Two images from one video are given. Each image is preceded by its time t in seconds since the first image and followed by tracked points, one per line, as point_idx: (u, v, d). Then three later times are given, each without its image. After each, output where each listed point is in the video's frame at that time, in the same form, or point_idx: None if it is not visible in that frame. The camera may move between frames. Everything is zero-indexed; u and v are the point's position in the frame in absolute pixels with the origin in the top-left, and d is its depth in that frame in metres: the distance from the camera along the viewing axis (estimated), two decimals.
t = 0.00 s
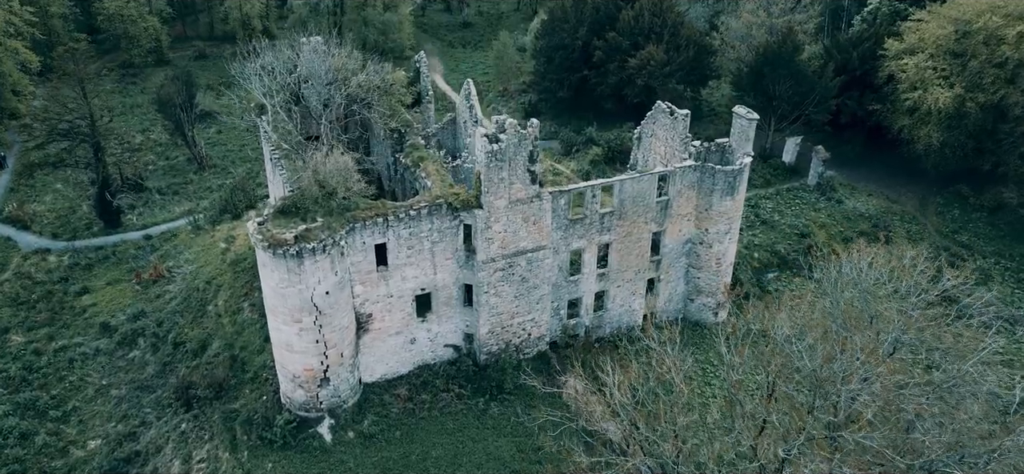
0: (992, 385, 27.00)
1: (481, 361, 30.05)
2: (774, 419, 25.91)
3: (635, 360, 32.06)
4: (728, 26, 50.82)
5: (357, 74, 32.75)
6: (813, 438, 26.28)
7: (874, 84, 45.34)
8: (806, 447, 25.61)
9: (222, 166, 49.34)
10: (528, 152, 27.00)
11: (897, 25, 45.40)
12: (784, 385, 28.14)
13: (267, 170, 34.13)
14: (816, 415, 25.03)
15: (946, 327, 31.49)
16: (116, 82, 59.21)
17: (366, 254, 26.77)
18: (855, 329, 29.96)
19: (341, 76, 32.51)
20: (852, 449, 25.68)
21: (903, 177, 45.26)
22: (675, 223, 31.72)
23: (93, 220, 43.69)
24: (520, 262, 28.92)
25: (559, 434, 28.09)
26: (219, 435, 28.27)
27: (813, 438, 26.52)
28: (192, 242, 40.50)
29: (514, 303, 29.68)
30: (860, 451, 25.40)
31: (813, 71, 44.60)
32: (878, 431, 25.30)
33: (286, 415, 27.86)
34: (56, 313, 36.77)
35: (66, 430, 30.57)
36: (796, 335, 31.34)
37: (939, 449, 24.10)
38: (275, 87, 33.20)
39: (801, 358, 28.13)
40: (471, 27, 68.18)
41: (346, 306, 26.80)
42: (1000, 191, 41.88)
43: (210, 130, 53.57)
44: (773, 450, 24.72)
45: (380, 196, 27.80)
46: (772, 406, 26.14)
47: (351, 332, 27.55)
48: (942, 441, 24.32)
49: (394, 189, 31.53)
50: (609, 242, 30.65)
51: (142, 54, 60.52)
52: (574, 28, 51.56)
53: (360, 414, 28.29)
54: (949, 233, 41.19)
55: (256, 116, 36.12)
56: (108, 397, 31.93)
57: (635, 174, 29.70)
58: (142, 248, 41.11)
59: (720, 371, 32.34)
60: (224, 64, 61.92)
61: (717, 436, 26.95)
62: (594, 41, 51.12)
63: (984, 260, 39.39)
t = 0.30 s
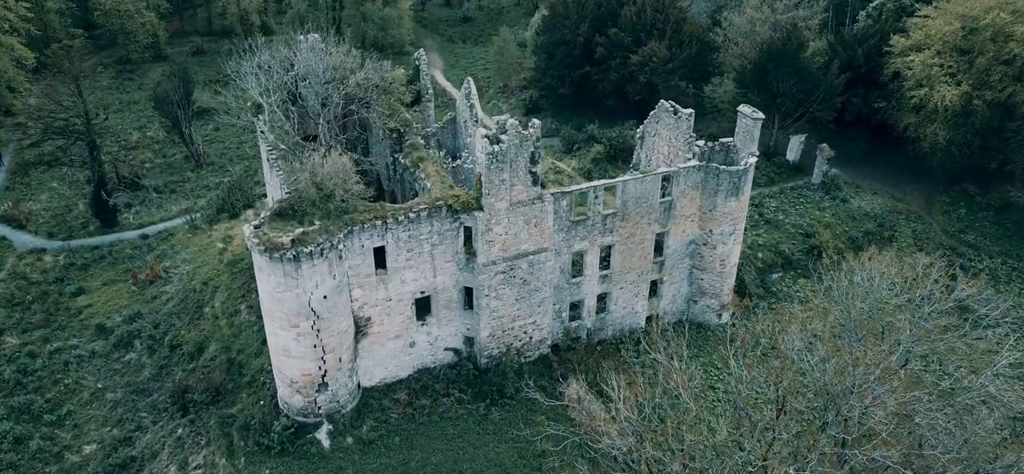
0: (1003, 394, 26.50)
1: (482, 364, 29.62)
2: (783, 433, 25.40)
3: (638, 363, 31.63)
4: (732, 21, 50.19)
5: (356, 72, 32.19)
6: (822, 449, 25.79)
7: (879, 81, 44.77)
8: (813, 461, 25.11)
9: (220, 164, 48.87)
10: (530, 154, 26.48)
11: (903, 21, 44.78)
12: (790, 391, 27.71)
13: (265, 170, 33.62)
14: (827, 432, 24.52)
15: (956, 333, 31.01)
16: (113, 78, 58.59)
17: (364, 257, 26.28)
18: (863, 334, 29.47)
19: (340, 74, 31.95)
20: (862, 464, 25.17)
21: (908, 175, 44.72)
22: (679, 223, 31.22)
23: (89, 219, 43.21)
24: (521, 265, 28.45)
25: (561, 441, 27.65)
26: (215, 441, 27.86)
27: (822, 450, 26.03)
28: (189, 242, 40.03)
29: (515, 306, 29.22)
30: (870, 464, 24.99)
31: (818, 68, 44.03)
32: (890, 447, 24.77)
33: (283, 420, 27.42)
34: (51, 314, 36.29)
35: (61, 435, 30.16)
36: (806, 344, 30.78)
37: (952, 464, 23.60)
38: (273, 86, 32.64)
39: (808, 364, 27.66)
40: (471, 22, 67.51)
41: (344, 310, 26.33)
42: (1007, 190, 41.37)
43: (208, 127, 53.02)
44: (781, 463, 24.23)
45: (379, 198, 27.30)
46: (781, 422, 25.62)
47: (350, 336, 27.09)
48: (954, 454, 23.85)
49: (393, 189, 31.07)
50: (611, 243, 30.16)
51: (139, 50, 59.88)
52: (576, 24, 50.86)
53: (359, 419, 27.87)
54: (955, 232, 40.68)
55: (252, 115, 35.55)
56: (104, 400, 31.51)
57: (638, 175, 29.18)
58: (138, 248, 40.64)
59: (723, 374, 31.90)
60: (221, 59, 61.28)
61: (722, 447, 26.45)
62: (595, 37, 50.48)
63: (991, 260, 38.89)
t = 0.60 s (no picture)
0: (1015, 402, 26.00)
1: (482, 368, 29.20)
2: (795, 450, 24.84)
3: (641, 366, 31.19)
4: (735, 17, 49.59)
5: (354, 70, 31.64)
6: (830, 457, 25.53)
7: (885, 78, 44.21)
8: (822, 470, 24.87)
9: (218, 162, 48.41)
10: (531, 154, 25.97)
11: (909, 17, 44.17)
12: (800, 401, 27.15)
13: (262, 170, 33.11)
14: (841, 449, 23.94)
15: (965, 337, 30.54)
16: (109, 74, 57.97)
17: (363, 260, 25.81)
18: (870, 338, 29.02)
19: (338, 72, 31.40)
20: None
21: (914, 173, 44.22)
22: (682, 224, 30.75)
23: (85, 218, 42.71)
24: (522, 268, 27.99)
25: (563, 447, 27.22)
26: (212, 446, 27.46)
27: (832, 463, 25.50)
28: (185, 241, 39.56)
29: (516, 309, 28.77)
30: None
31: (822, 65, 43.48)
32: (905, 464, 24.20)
33: (281, 426, 27.00)
34: (46, 316, 35.82)
35: (56, 439, 29.76)
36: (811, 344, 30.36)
37: None
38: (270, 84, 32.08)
39: (816, 370, 27.22)
40: (471, 17, 66.84)
41: (342, 315, 25.87)
42: (1013, 189, 40.89)
43: (205, 124, 52.45)
44: None
45: (378, 200, 26.80)
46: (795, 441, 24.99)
47: (348, 340, 26.63)
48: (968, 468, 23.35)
49: (392, 190, 30.60)
50: (614, 244, 29.67)
51: (136, 46, 59.24)
52: (577, 20, 50.24)
53: (358, 424, 27.44)
54: (961, 231, 40.21)
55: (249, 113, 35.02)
56: (100, 404, 31.10)
57: (641, 175, 28.68)
58: (134, 248, 40.18)
59: (728, 377, 31.44)
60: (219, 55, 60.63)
61: (729, 454, 26.18)
62: (597, 32, 49.86)
63: (997, 260, 38.41)
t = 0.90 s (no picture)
0: None
1: (482, 372, 28.78)
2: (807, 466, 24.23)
3: (644, 369, 30.74)
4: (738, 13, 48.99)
5: (353, 69, 31.10)
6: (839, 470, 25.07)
7: (890, 74, 43.66)
8: None
9: (215, 159, 47.93)
10: (533, 156, 25.48)
11: (914, 13, 43.61)
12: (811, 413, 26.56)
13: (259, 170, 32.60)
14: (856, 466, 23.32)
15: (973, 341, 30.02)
16: (106, 70, 57.34)
17: (361, 264, 25.35)
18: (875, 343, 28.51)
19: (336, 71, 30.85)
20: None
21: (919, 172, 43.68)
22: (686, 225, 30.26)
23: (81, 217, 42.25)
24: (523, 270, 27.53)
25: (565, 454, 26.77)
26: (208, 452, 27.06)
27: None
28: (182, 241, 39.06)
29: (517, 312, 28.31)
30: None
31: (827, 62, 42.92)
32: None
33: (278, 432, 26.61)
34: (41, 317, 35.34)
35: (50, 444, 29.36)
36: (818, 351, 29.80)
37: None
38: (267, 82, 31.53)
39: (825, 376, 26.77)
40: (471, 12, 66.11)
41: (340, 319, 25.40)
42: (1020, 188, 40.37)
43: (202, 121, 51.87)
44: None
45: (376, 202, 26.31)
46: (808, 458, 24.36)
47: (346, 345, 26.18)
48: None
49: (390, 190, 30.07)
50: (616, 246, 29.20)
51: (133, 41, 58.57)
52: (578, 16, 49.61)
53: (356, 430, 27.01)
54: (967, 231, 39.70)
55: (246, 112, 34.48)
56: (95, 407, 30.69)
57: (644, 176, 28.19)
58: (130, 248, 39.71)
59: (731, 380, 30.97)
60: (216, 51, 59.95)
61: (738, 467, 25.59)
62: (599, 28, 49.27)
63: (1004, 261, 37.89)
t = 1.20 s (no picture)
0: None
1: (483, 376, 28.36)
2: None
3: (647, 373, 30.30)
4: (741, 8, 48.38)
5: (351, 68, 30.54)
6: None
7: (895, 72, 43.11)
8: None
9: (213, 157, 47.39)
10: (534, 157, 24.97)
11: (920, 9, 43.01)
12: (823, 427, 25.93)
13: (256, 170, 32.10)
14: None
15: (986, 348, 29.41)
16: (102, 66, 56.67)
17: (359, 268, 24.87)
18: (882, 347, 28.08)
19: (334, 70, 30.33)
20: None
21: (924, 170, 43.18)
22: (689, 227, 29.78)
23: (76, 216, 41.75)
24: (525, 274, 27.07)
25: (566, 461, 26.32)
26: (205, 458, 26.68)
27: None
28: (179, 241, 38.52)
29: (518, 316, 27.85)
30: None
31: (831, 59, 42.38)
32: None
33: (275, 438, 26.21)
34: (35, 319, 34.84)
35: (45, 449, 28.96)
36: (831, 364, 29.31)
37: None
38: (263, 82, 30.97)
39: (832, 382, 26.31)
40: (472, 6, 65.35)
41: (338, 324, 24.94)
42: None
43: (200, 118, 51.27)
44: None
45: (375, 205, 25.81)
46: None
47: (344, 349, 25.73)
48: None
49: (390, 191, 29.56)
50: (619, 248, 28.73)
51: (129, 37, 57.83)
52: (579, 12, 48.92)
53: (354, 435, 26.59)
54: (974, 230, 39.23)
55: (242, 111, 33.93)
56: (90, 411, 30.28)
57: (648, 177, 27.68)
58: (126, 248, 39.22)
59: (735, 385, 30.41)
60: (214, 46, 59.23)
61: None
62: (601, 24, 48.62)
63: (1012, 261, 37.38)
